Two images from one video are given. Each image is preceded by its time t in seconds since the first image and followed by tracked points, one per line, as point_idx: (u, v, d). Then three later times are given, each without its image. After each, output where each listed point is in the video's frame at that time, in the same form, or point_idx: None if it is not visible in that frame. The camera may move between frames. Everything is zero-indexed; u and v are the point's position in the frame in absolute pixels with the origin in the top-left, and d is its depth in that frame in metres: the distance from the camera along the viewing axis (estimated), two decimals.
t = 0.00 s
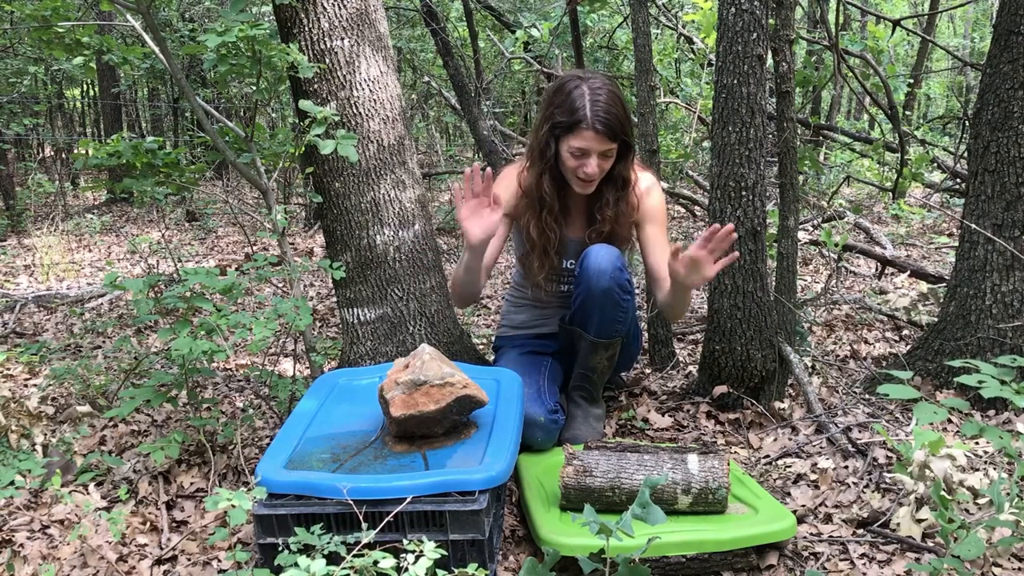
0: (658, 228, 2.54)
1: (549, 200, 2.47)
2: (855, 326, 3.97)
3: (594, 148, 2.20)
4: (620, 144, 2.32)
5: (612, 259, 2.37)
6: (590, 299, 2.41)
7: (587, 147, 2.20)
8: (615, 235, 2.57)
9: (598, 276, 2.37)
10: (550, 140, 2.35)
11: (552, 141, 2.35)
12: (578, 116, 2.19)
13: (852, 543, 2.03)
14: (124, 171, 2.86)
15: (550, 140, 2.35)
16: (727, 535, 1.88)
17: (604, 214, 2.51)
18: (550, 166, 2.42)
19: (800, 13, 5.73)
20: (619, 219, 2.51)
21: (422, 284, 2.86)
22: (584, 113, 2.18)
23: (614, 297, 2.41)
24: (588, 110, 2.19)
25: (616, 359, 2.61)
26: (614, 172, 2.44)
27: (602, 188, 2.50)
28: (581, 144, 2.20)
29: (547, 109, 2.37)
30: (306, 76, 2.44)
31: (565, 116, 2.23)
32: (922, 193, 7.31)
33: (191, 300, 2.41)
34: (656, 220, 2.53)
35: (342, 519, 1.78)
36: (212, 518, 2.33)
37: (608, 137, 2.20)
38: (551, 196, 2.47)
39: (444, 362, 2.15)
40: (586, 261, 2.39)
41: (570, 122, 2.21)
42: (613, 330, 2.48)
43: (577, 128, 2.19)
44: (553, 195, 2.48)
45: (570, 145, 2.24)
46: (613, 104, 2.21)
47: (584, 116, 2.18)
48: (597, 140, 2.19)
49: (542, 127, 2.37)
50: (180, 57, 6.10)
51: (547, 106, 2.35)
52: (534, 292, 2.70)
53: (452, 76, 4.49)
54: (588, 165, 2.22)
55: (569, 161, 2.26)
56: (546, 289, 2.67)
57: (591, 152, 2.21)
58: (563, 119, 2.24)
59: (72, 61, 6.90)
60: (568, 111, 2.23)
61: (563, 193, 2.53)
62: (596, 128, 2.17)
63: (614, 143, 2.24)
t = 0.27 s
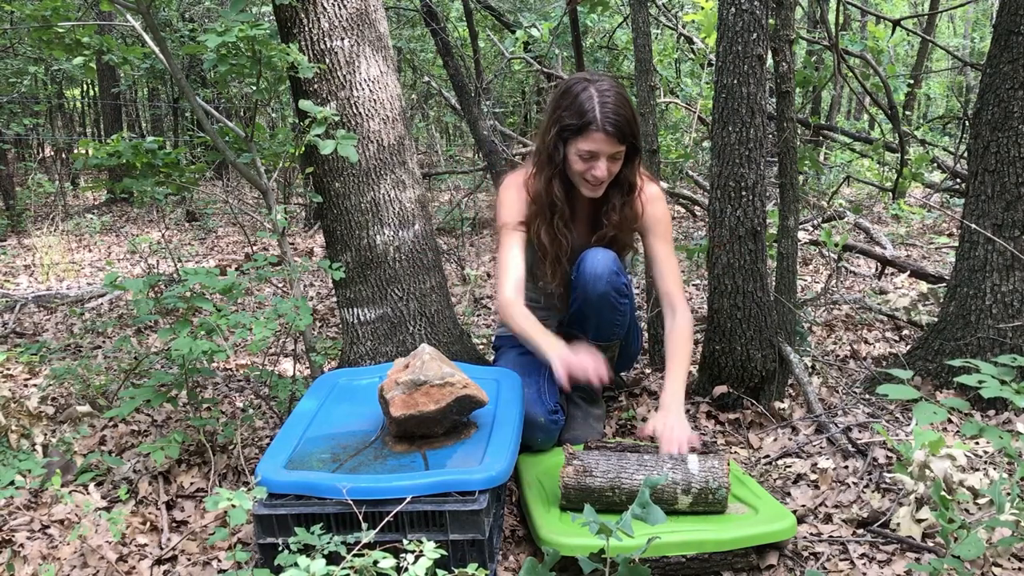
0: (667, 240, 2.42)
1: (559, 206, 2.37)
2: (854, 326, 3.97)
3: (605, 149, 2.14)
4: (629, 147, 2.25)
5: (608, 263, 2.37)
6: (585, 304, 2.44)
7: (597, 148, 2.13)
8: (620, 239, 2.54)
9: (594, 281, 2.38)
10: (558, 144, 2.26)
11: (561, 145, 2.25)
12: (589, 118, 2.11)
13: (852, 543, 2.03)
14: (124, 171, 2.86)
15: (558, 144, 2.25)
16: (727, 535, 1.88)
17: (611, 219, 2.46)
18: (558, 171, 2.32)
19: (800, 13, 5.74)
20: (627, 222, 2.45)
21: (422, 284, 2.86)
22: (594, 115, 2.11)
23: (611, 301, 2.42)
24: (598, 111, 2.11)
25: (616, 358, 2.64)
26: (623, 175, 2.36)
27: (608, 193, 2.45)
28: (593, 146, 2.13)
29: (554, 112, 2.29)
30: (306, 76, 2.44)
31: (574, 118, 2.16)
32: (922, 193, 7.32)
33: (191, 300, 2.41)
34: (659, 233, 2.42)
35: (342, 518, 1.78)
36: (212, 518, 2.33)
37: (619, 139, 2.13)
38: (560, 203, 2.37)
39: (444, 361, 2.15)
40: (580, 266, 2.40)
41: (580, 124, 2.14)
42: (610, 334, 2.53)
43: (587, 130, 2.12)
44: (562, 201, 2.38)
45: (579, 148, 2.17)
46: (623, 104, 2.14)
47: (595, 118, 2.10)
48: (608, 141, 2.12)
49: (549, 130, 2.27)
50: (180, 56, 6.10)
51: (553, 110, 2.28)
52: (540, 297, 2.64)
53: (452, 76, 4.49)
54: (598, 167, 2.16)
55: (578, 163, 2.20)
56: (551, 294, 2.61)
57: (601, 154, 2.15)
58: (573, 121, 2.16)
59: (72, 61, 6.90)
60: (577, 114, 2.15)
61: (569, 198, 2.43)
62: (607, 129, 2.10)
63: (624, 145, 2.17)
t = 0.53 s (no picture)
0: (676, 244, 2.46)
1: (566, 216, 2.36)
2: (854, 326, 3.97)
3: (615, 157, 2.15)
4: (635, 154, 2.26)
5: (606, 270, 2.36)
6: (583, 311, 2.43)
7: (608, 156, 2.14)
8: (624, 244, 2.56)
9: (592, 287, 2.37)
10: (566, 154, 2.24)
11: (568, 155, 2.24)
12: (599, 127, 2.11)
13: (852, 543, 2.03)
14: (124, 171, 2.86)
15: (566, 154, 2.24)
16: (727, 535, 1.88)
17: (616, 226, 2.46)
18: (564, 181, 2.31)
19: (800, 13, 5.74)
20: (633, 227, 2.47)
21: (422, 284, 2.86)
22: (603, 123, 2.11)
23: (609, 308, 2.39)
24: (607, 119, 2.11)
25: (615, 363, 2.60)
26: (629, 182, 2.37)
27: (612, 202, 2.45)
28: (604, 154, 2.13)
29: (558, 121, 2.27)
30: (306, 76, 2.44)
31: (583, 127, 2.15)
32: (922, 193, 7.32)
33: (191, 300, 2.41)
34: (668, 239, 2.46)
35: (342, 518, 1.78)
36: (212, 518, 2.33)
37: (629, 146, 2.14)
38: (568, 212, 2.36)
39: (444, 361, 2.15)
40: (580, 272, 2.40)
41: (590, 133, 2.13)
42: (608, 338, 2.46)
43: (597, 139, 2.12)
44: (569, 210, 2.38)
45: (588, 157, 2.17)
46: (630, 111, 2.15)
47: (605, 126, 2.11)
48: (618, 149, 2.13)
49: (555, 141, 2.26)
50: (180, 56, 6.10)
51: (558, 120, 2.26)
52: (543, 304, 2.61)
53: (452, 76, 4.49)
54: (609, 175, 2.17)
55: (587, 172, 2.20)
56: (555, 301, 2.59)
57: (612, 162, 2.16)
58: (581, 130, 2.16)
59: (72, 62, 6.90)
60: (585, 122, 2.15)
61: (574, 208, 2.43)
62: (618, 137, 2.11)
63: (633, 151, 2.19)
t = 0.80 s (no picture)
0: (676, 246, 2.46)
1: (565, 212, 2.35)
2: (854, 326, 3.97)
3: (614, 147, 2.16)
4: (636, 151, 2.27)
5: (602, 271, 2.36)
6: (581, 313, 2.43)
7: (607, 145, 2.16)
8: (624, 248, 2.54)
9: (588, 289, 2.36)
10: (567, 144, 2.26)
11: (569, 146, 2.26)
12: (599, 115, 2.14)
13: (852, 543, 2.03)
14: (124, 171, 2.86)
15: (567, 144, 2.25)
16: (727, 535, 1.88)
17: (617, 231, 2.46)
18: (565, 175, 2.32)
19: (800, 13, 5.74)
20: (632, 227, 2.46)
21: (422, 284, 2.86)
22: (604, 111, 2.14)
23: (606, 309, 2.39)
24: (608, 108, 2.14)
25: (614, 363, 2.61)
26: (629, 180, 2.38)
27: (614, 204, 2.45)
28: (603, 143, 2.15)
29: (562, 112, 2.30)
30: (306, 76, 2.44)
31: (583, 116, 2.18)
32: (922, 193, 7.32)
33: (191, 300, 2.41)
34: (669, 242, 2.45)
35: (342, 518, 1.78)
36: (212, 518, 2.33)
37: (628, 137, 2.16)
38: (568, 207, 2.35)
39: (444, 361, 2.15)
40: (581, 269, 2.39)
41: (591, 120, 2.16)
42: (607, 339, 2.47)
43: (597, 127, 2.14)
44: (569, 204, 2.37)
45: (588, 146, 2.19)
46: (631, 103, 2.18)
47: (605, 115, 2.13)
48: (617, 138, 2.15)
49: (557, 132, 2.28)
50: (180, 56, 6.10)
51: (561, 113, 2.30)
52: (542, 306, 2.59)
53: (452, 76, 4.49)
54: (608, 165, 2.18)
55: (586, 162, 2.21)
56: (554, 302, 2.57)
57: (610, 152, 2.17)
58: (582, 119, 2.18)
59: (72, 62, 6.90)
60: (586, 111, 2.17)
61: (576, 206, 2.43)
62: (617, 126, 2.13)
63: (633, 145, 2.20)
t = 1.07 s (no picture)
0: (673, 244, 2.45)
1: (559, 207, 2.35)
2: (854, 326, 3.96)
3: (605, 145, 2.16)
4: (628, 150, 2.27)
5: (600, 269, 2.37)
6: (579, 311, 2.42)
7: (598, 144, 2.16)
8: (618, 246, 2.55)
9: (587, 287, 2.37)
10: (560, 139, 2.26)
11: (562, 141, 2.26)
12: (591, 113, 2.14)
13: (852, 543, 2.03)
14: (124, 171, 2.86)
15: (560, 140, 2.26)
16: (727, 534, 1.88)
17: (610, 227, 2.46)
18: (559, 171, 2.32)
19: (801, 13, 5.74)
20: (625, 224, 2.46)
21: (422, 284, 2.86)
22: (596, 109, 2.14)
23: (605, 306, 2.40)
24: (600, 106, 2.14)
25: (613, 361, 2.62)
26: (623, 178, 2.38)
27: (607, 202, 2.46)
28: (594, 140, 2.15)
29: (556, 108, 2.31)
30: (306, 76, 2.44)
31: (577, 113, 2.18)
32: (922, 193, 7.32)
33: (191, 300, 2.41)
34: (663, 239, 2.46)
35: (342, 518, 1.78)
36: (212, 518, 2.33)
37: (619, 136, 2.16)
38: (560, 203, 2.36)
39: (444, 361, 2.15)
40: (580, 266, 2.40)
41: (583, 118, 2.16)
42: (605, 336, 2.48)
43: (589, 124, 2.15)
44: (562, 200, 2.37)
45: (580, 143, 2.19)
46: (624, 102, 2.18)
47: (598, 112, 2.14)
48: (608, 137, 2.15)
49: (551, 127, 2.29)
50: (180, 56, 6.10)
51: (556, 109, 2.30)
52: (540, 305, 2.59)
53: (452, 76, 4.49)
54: (598, 164, 2.18)
55: (577, 160, 2.21)
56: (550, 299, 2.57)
57: (602, 150, 2.17)
58: (575, 115, 2.19)
59: (72, 61, 6.91)
60: (579, 109, 2.18)
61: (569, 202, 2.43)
62: (609, 124, 2.13)
63: (625, 144, 2.20)
